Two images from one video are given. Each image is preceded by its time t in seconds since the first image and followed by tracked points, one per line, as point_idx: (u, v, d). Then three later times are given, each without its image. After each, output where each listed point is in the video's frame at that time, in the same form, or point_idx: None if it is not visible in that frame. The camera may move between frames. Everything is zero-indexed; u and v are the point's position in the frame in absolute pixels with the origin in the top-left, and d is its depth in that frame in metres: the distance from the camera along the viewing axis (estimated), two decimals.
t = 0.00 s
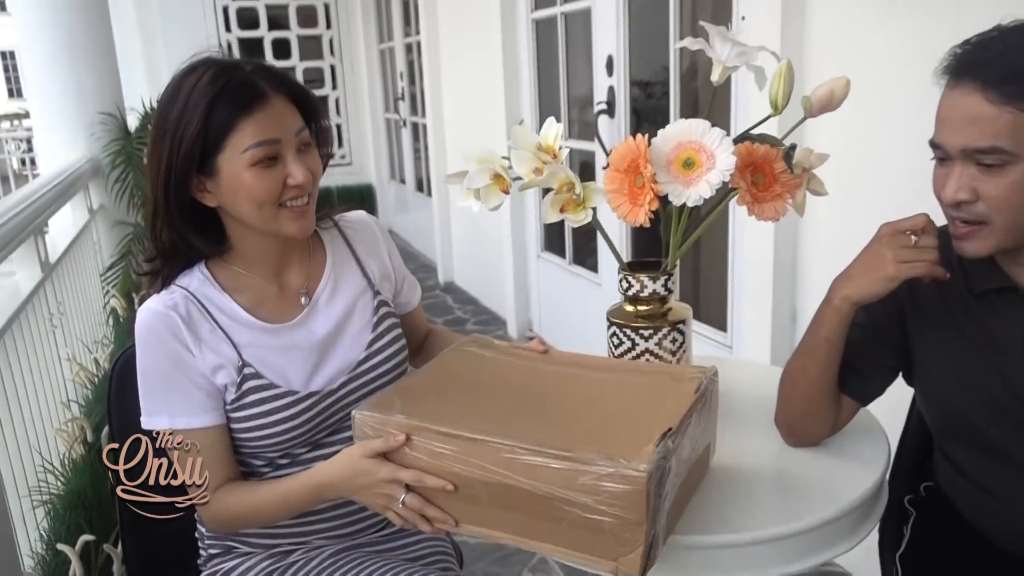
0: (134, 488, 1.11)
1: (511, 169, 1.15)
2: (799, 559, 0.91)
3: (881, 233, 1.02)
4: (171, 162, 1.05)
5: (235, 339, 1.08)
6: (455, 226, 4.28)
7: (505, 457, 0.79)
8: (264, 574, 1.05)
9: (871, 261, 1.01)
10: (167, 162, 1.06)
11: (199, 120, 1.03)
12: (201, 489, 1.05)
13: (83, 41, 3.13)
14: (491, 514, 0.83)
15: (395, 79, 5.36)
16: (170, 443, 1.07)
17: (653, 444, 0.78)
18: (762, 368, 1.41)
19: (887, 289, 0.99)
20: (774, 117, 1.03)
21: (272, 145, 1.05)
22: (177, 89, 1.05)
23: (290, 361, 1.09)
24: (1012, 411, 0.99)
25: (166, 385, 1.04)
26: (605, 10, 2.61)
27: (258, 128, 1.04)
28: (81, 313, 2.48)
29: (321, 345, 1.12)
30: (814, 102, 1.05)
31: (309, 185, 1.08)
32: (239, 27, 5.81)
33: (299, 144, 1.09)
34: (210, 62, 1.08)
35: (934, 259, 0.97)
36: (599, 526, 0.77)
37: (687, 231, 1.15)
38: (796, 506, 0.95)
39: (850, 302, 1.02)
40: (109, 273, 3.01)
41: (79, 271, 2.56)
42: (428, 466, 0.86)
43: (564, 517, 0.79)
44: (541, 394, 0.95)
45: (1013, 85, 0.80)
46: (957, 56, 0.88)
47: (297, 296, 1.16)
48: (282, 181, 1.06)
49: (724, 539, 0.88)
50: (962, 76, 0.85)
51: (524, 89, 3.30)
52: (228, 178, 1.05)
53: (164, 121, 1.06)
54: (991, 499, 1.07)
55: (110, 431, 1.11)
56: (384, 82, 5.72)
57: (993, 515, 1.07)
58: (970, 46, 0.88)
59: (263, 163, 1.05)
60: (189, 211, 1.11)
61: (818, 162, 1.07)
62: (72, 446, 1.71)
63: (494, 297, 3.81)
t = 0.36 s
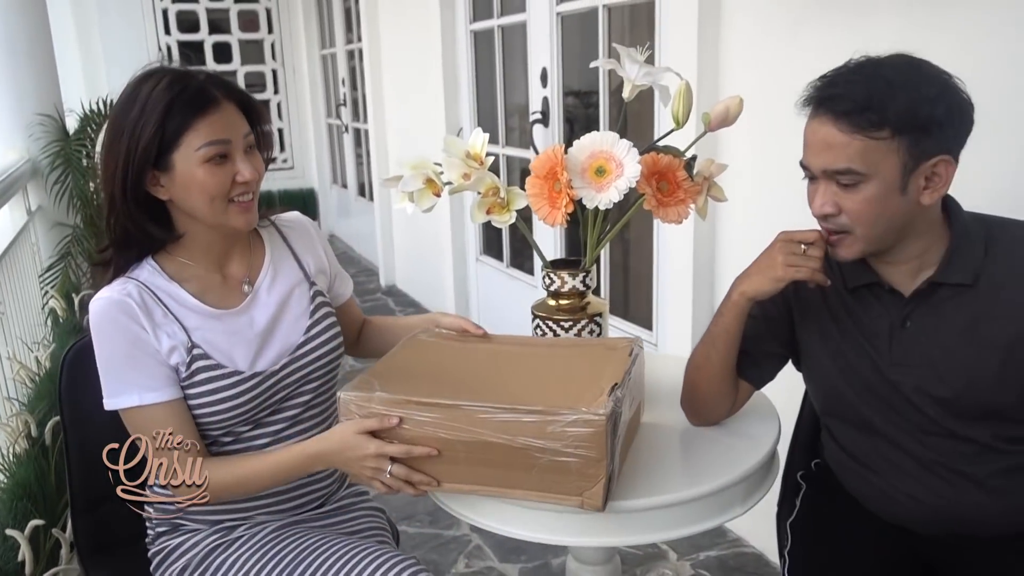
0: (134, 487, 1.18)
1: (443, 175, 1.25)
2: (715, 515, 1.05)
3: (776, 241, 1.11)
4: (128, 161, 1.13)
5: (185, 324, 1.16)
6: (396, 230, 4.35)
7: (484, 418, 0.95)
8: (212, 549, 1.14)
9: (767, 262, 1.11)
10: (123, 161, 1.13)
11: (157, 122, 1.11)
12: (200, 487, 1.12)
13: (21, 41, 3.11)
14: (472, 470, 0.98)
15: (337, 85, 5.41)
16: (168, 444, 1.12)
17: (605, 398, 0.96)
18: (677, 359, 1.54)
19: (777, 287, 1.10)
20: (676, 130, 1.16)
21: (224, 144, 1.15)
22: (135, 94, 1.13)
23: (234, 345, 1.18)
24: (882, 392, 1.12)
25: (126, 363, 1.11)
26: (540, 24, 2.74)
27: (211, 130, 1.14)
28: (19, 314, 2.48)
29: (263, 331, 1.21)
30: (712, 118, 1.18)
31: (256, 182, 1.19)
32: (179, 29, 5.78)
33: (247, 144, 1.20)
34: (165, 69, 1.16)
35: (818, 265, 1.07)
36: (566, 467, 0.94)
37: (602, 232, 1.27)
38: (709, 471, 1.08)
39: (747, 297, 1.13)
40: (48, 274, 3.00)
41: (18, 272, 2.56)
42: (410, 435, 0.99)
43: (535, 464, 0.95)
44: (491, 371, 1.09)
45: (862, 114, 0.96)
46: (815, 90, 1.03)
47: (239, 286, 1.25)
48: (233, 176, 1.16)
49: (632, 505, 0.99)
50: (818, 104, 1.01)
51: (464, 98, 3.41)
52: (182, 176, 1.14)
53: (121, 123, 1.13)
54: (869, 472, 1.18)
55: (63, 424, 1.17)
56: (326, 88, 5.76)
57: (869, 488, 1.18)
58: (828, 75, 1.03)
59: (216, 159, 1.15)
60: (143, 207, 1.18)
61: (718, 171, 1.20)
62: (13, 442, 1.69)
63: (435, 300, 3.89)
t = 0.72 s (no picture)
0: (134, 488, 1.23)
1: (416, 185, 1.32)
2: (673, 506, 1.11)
3: (726, 247, 1.21)
4: (139, 164, 1.18)
5: (167, 324, 1.22)
6: (369, 239, 4.40)
7: (453, 414, 1.01)
8: (193, 541, 1.19)
9: (717, 266, 1.21)
10: (134, 165, 1.18)
11: (168, 128, 1.17)
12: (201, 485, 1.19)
13: None
14: (446, 463, 1.04)
15: (312, 95, 5.45)
16: (169, 443, 1.17)
17: (569, 396, 1.02)
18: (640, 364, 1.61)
19: (728, 288, 1.20)
20: (636, 146, 1.24)
21: (232, 150, 1.22)
22: (146, 102, 1.18)
23: (213, 350, 1.23)
24: (824, 392, 1.20)
25: (106, 355, 1.16)
26: (512, 40, 2.83)
27: (218, 136, 1.20)
28: None
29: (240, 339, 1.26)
30: (670, 135, 1.26)
31: (258, 187, 1.25)
32: (153, 37, 5.79)
33: (250, 153, 1.26)
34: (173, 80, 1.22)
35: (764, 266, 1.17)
36: (533, 461, 1.00)
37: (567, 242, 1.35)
38: (667, 465, 1.15)
39: (703, 301, 1.22)
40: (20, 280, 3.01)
41: None
42: (388, 430, 1.05)
43: (504, 458, 1.01)
44: (468, 373, 1.15)
45: (798, 138, 1.05)
46: (758, 115, 1.12)
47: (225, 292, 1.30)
48: (237, 182, 1.22)
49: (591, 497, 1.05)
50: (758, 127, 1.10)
51: (437, 110, 3.48)
52: (189, 179, 1.19)
53: (131, 129, 1.19)
54: (813, 468, 1.26)
55: (44, 424, 1.23)
56: (301, 98, 5.79)
57: (813, 482, 1.26)
58: (770, 100, 1.11)
59: (223, 165, 1.21)
60: (152, 211, 1.22)
61: (675, 185, 1.27)
62: None
63: (407, 309, 3.94)
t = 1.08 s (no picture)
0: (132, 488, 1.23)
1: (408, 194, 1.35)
2: (658, 504, 1.15)
3: (711, 256, 1.25)
4: (152, 177, 1.20)
5: (166, 329, 1.24)
6: (359, 249, 4.42)
7: (444, 418, 1.03)
8: (184, 542, 1.21)
9: (701, 276, 1.24)
10: (147, 177, 1.20)
11: (183, 142, 1.19)
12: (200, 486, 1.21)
13: None
14: (436, 467, 1.06)
15: (303, 105, 5.48)
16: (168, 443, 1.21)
17: (558, 402, 1.04)
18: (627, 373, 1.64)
19: (711, 297, 1.23)
20: (623, 158, 1.27)
21: (243, 163, 1.24)
22: (160, 115, 1.20)
23: (211, 356, 1.25)
24: (806, 399, 1.23)
25: (104, 356, 1.18)
26: (503, 53, 2.87)
27: (231, 149, 1.22)
28: None
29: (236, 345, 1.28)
30: (657, 148, 1.30)
31: (266, 199, 1.28)
32: (144, 45, 5.80)
33: (259, 166, 1.29)
34: (186, 92, 1.24)
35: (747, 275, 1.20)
36: (522, 465, 1.02)
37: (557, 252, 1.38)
38: (652, 469, 1.18)
39: (688, 309, 1.26)
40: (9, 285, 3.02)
41: None
42: (377, 433, 1.07)
43: (493, 462, 1.03)
44: (458, 379, 1.17)
45: (779, 152, 1.09)
46: (740, 130, 1.15)
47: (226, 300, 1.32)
48: (247, 194, 1.25)
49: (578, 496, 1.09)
50: (740, 142, 1.14)
51: (428, 120, 3.51)
52: (202, 192, 1.22)
53: (144, 141, 1.20)
54: (795, 474, 1.29)
55: (37, 427, 1.25)
56: (291, 107, 5.82)
57: (796, 488, 1.29)
58: (752, 115, 1.15)
59: (234, 177, 1.23)
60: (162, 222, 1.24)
61: (662, 197, 1.31)
62: None
63: (396, 318, 3.96)
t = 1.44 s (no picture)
0: (133, 487, 1.22)
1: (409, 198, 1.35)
2: (657, 504, 1.14)
3: (711, 262, 1.25)
4: (160, 178, 1.20)
5: (166, 332, 1.23)
6: (358, 255, 4.42)
7: (443, 421, 1.03)
8: (179, 544, 1.20)
9: (701, 281, 1.25)
10: (155, 178, 1.20)
11: (191, 144, 1.20)
12: (201, 487, 1.21)
13: None
14: (434, 470, 1.05)
15: (303, 111, 5.49)
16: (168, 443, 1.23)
17: (557, 405, 1.04)
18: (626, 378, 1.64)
19: (710, 302, 1.23)
20: (623, 163, 1.28)
21: (251, 167, 1.24)
22: (169, 117, 1.20)
23: (212, 359, 1.25)
24: (804, 406, 1.23)
25: (102, 357, 1.18)
26: (504, 60, 2.88)
27: (239, 153, 1.23)
28: None
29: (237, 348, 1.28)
30: (657, 153, 1.30)
31: (273, 204, 1.28)
32: (146, 50, 5.82)
33: (267, 171, 1.29)
34: (197, 95, 1.25)
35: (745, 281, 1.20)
36: (520, 468, 1.02)
37: (556, 256, 1.38)
38: (651, 473, 1.18)
39: (686, 314, 1.26)
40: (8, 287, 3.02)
41: None
42: (375, 435, 1.06)
43: (491, 464, 1.03)
44: (458, 382, 1.17)
45: (779, 159, 1.09)
46: (741, 135, 1.16)
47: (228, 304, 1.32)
48: (253, 199, 1.25)
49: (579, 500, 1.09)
50: (740, 148, 1.14)
51: (429, 127, 3.52)
52: (208, 194, 1.22)
53: (153, 142, 1.21)
54: (793, 481, 1.29)
55: (34, 427, 1.24)
56: (292, 112, 5.83)
57: (792, 494, 1.29)
58: (752, 122, 1.16)
59: (241, 181, 1.23)
60: (167, 223, 1.24)
61: (662, 202, 1.31)
62: None
63: (394, 324, 3.96)
